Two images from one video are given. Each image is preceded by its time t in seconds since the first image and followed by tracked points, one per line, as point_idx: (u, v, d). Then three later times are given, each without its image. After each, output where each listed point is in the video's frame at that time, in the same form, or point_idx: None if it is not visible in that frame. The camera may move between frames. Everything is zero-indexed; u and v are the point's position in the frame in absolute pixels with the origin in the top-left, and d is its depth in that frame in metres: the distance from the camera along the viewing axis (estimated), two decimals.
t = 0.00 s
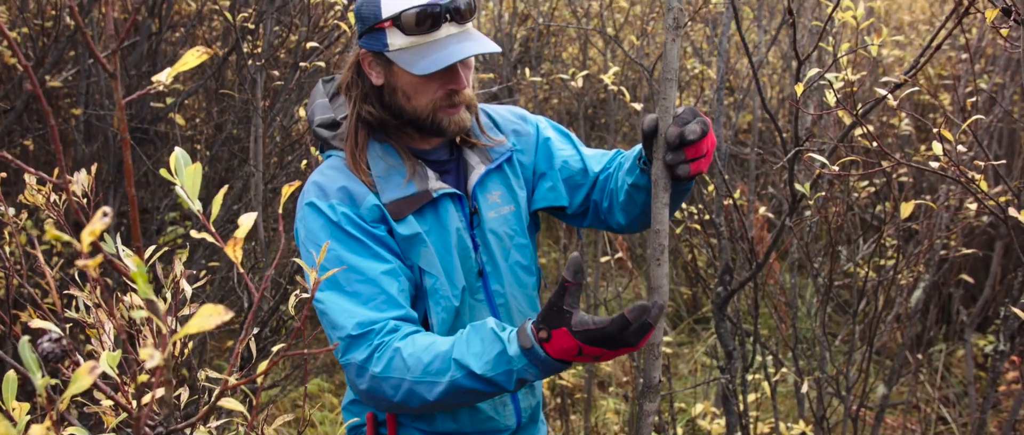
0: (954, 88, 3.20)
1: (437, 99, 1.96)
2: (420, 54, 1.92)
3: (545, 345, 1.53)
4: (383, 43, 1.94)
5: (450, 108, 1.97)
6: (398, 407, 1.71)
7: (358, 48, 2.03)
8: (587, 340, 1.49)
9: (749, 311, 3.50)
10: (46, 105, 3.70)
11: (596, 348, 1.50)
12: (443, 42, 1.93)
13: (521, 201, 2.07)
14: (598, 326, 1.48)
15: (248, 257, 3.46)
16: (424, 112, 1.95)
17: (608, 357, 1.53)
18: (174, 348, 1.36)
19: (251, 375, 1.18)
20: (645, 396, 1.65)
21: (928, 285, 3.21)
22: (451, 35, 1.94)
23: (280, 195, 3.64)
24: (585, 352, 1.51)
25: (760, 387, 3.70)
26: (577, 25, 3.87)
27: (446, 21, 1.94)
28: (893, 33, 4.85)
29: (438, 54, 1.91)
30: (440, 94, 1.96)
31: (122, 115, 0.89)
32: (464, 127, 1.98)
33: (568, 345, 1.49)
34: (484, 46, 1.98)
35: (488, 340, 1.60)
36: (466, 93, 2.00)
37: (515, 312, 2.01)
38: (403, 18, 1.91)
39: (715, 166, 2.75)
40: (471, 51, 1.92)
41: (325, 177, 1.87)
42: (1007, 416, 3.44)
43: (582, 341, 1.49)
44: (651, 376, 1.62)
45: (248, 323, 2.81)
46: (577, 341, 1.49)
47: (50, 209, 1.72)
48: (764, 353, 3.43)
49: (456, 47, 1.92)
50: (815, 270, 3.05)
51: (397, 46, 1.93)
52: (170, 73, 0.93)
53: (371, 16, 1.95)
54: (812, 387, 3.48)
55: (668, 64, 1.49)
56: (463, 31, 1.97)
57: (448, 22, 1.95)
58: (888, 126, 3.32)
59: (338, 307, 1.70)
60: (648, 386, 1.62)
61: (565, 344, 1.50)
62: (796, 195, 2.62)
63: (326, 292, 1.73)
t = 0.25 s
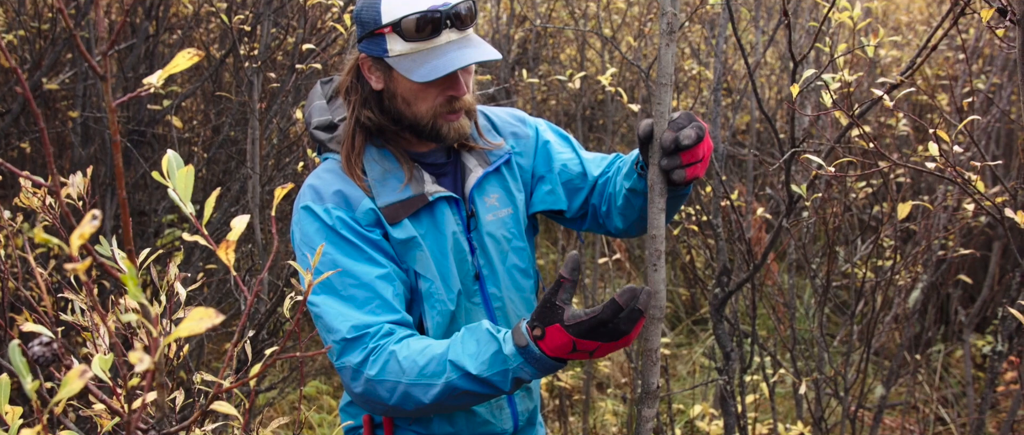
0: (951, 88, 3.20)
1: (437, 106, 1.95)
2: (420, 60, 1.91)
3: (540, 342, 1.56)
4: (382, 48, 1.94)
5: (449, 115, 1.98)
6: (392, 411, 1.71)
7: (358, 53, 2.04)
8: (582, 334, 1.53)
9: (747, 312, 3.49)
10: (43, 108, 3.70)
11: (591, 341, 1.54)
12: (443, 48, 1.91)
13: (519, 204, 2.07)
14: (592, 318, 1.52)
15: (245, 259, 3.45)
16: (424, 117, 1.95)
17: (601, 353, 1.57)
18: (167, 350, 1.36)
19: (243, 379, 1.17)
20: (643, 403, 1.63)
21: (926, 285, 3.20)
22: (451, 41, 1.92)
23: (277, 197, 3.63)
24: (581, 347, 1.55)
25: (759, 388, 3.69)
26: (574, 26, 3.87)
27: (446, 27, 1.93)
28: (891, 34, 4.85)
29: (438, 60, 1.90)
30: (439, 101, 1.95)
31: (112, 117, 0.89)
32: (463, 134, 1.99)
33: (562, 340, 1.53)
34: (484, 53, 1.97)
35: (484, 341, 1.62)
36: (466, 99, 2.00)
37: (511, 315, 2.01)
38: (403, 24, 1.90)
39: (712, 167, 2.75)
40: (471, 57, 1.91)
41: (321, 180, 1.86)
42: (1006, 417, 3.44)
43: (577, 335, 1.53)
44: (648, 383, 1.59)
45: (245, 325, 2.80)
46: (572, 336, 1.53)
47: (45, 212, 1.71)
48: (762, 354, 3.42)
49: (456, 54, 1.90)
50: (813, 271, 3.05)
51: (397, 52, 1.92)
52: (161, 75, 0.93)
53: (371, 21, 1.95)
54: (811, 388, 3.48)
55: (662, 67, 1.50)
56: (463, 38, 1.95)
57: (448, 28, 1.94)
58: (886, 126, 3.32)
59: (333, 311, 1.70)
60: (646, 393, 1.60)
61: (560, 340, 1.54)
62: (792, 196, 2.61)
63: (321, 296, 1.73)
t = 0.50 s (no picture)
0: (951, 87, 3.20)
1: (436, 106, 1.95)
2: (420, 61, 1.90)
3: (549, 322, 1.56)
4: (381, 50, 1.93)
5: (448, 115, 1.97)
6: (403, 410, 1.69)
7: (357, 53, 2.03)
8: (584, 312, 1.52)
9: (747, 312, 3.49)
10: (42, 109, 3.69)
11: (594, 324, 1.52)
12: (442, 49, 1.90)
13: (518, 204, 2.06)
14: (598, 297, 1.52)
15: (244, 260, 3.44)
16: (424, 118, 1.95)
17: (602, 344, 1.54)
18: (164, 351, 1.36)
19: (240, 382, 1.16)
20: (646, 404, 1.63)
21: (926, 285, 3.19)
22: (450, 42, 1.92)
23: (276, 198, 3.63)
24: (583, 331, 1.52)
25: (759, 388, 3.68)
26: (574, 26, 3.86)
27: (445, 28, 1.92)
28: (891, 34, 4.85)
29: (438, 61, 1.89)
30: (438, 100, 1.95)
31: (105, 118, 0.88)
32: (462, 135, 1.99)
33: (565, 318, 1.52)
34: (484, 54, 1.96)
35: (496, 328, 1.63)
36: (465, 99, 1.99)
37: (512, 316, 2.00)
38: (402, 24, 1.89)
39: (712, 167, 2.74)
40: (471, 58, 1.90)
41: (322, 181, 1.86)
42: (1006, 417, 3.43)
43: (580, 313, 1.52)
44: (649, 384, 1.61)
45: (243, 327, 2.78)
46: (575, 313, 1.52)
47: (42, 213, 1.70)
48: (762, 354, 3.42)
49: (456, 55, 1.90)
50: (812, 271, 3.04)
51: (396, 53, 1.91)
52: (155, 76, 0.92)
53: (370, 21, 1.94)
54: (811, 388, 3.47)
55: (657, 66, 1.49)
56: (462, 38, 1.94)
57: (447, 29, 1.93)
58: (885, 126, 3.31)
59: (341, 308, 1.70)
60: (647, 395, 1.61)
61: (564, 319, 1.53)
62: (792, 196, 2.60)
63: (327, 295, 1.72)
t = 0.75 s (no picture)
0: (953, 88, 3.18)
1: (436, 107, 1.94)
2: (420, 63, 1.89)
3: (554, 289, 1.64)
4: (381, 52, 1.92)
5: (448, 117, 1.96)
6: (414, 404, 1.69)
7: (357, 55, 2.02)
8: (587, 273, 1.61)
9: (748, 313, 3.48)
10: (41, 108, 3.69)
11: (592, 286, 1.60)
12: (442, 51, 1.89)
13: (519, 204, 2.06)
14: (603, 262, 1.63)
15: (244, 260, 3.44)
16: (424, 120, 1.94)
17: (592, 308, 1.59)
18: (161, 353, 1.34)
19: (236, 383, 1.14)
20: (648, 407, 1.62)
21: (927, 286, 3.18)
22: (450, 44, 1.91)
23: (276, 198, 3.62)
24: (580, 291, 1.59)
25: (760, 389, 3.67)
26: (575, 25, 3.85)
27: (445, 29, 1.91)
28: (892, 34, 4.84)
29: (438, 64, 1.88)
30: (438, 101, 1.94)
31: (99, 117, 0.87)
32: (462, 139, 1.98)
33: (569, 276, 1.61)
34: (485, 55, 1.95)
35: (500, 308, 1.68)
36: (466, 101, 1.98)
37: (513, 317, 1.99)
38: (401, 27, 1.88)
39: (713, 168, 2.72)
40: (472, 60, 1.89)
41: (323, 182, 1.85)
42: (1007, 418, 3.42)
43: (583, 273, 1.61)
44: (651, 386, 1.61)
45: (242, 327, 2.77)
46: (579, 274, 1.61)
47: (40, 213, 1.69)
48: (763, 355, 3.40)
49: (456, 56, 1.89)
50: (813, 272, 3.03)
51: (396, 55, 1.90)
52: (150, 75, 0.91)
53: (369, 23, 1.93)
54: (812, 390, 3.46)
55: (658, 66, 1.48)
56: (463, 40, 1.94)
57: (447, 31, 1.92)
58: (887, 127, 3.30)
59: (348, 306, 1.70)
60: (650, 397, 1.60)
61: (568, 279, 1.62)
62: (793, 197, 2.59)
63: (332, 294, 1.72)
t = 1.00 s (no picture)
0: (956, 91, 3.17)
1: (434, 110, 1.93)
2: (418, 66, 1.88)
3: (559, 288, 1.64)
4: (379, 55, 1.91)
5: (446, 120, 1.96)
6: (420, 407, 1.68)
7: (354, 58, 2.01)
8: (593, 272, 1.61)
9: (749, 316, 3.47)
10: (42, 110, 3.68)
11: (597, 286, 1.59)
12: (440, 53, 1.89)
13: (520, 206, 2.05)
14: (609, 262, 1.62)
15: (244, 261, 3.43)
16: (423, 123, 1.93)
17: (597, 308, 1.59)
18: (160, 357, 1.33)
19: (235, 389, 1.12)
20: (652, 411, 1.61)
21: (929, 289, 3.17)
22: (448, 46, 1.90)
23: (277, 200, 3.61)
24: (585, 291, 1.59)
25: (762, 392, 3.66)
26: (576, 27, 3.84)
27: (444, 31, 1.90)
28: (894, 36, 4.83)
29: (436, 66, 1.88)
30: (436, 104, 1.93)
31: (96, 120, 0.86)
32: (460, 142, 1.97)
33: (575, 275, 1.61)
34: (484, 57, 1.95)
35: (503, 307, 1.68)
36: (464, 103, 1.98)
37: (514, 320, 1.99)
38: (399, 30, 1.88)
39: (714, 170, 2.72)
40: (469, 62, 1.89)
41: (323, 185, 1.84)
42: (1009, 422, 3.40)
43: (589, 272, 1.61)
44: (656, 391, 1.59)
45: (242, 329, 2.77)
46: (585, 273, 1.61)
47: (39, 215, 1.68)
48: (764, 358, 3.39)
49: (455, 59, 1.88)
50: (815, 275, 3.02)
51: (393, 58, 1.89)
52: (147, 77, 0.91)
53: (366, 27, 1.92)
54: (813, 393, 3.45)
55: (662, 70, 1.47)
56: (460, 42, 1.93)
57: (445, 33, 1.91)
58: (889, 129, 3.29)
59: (350, 310, 1.69)
60: (654, 402, 1.59)
61: (574, 278, 1.62)
62: (795, 200, 2.57)
63: (335, 299, 1.71)
